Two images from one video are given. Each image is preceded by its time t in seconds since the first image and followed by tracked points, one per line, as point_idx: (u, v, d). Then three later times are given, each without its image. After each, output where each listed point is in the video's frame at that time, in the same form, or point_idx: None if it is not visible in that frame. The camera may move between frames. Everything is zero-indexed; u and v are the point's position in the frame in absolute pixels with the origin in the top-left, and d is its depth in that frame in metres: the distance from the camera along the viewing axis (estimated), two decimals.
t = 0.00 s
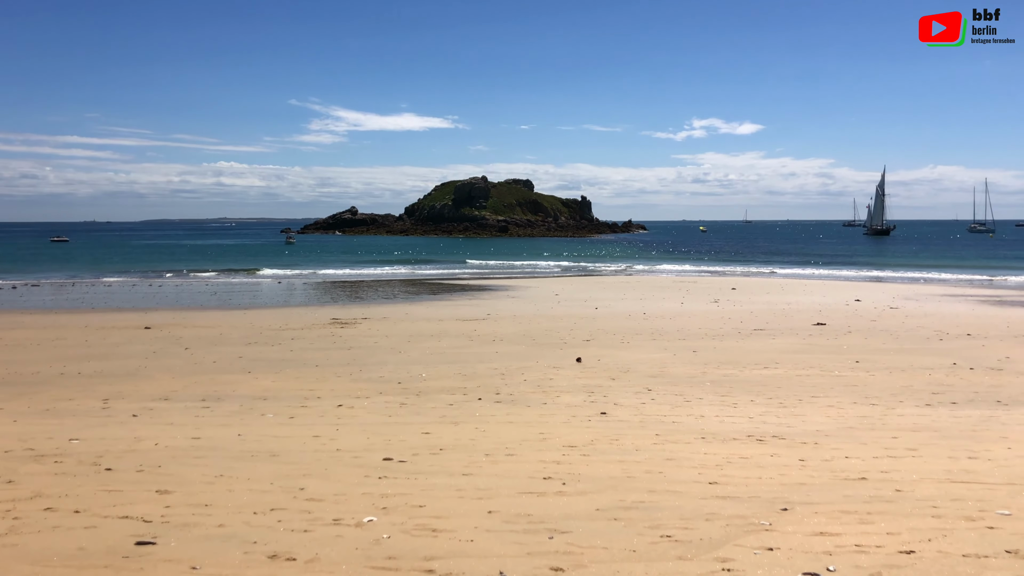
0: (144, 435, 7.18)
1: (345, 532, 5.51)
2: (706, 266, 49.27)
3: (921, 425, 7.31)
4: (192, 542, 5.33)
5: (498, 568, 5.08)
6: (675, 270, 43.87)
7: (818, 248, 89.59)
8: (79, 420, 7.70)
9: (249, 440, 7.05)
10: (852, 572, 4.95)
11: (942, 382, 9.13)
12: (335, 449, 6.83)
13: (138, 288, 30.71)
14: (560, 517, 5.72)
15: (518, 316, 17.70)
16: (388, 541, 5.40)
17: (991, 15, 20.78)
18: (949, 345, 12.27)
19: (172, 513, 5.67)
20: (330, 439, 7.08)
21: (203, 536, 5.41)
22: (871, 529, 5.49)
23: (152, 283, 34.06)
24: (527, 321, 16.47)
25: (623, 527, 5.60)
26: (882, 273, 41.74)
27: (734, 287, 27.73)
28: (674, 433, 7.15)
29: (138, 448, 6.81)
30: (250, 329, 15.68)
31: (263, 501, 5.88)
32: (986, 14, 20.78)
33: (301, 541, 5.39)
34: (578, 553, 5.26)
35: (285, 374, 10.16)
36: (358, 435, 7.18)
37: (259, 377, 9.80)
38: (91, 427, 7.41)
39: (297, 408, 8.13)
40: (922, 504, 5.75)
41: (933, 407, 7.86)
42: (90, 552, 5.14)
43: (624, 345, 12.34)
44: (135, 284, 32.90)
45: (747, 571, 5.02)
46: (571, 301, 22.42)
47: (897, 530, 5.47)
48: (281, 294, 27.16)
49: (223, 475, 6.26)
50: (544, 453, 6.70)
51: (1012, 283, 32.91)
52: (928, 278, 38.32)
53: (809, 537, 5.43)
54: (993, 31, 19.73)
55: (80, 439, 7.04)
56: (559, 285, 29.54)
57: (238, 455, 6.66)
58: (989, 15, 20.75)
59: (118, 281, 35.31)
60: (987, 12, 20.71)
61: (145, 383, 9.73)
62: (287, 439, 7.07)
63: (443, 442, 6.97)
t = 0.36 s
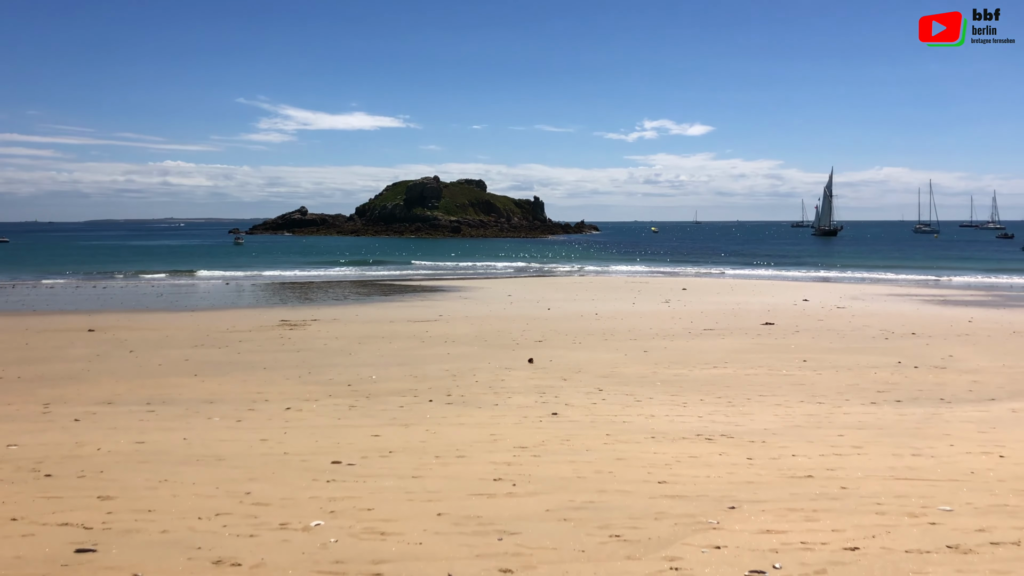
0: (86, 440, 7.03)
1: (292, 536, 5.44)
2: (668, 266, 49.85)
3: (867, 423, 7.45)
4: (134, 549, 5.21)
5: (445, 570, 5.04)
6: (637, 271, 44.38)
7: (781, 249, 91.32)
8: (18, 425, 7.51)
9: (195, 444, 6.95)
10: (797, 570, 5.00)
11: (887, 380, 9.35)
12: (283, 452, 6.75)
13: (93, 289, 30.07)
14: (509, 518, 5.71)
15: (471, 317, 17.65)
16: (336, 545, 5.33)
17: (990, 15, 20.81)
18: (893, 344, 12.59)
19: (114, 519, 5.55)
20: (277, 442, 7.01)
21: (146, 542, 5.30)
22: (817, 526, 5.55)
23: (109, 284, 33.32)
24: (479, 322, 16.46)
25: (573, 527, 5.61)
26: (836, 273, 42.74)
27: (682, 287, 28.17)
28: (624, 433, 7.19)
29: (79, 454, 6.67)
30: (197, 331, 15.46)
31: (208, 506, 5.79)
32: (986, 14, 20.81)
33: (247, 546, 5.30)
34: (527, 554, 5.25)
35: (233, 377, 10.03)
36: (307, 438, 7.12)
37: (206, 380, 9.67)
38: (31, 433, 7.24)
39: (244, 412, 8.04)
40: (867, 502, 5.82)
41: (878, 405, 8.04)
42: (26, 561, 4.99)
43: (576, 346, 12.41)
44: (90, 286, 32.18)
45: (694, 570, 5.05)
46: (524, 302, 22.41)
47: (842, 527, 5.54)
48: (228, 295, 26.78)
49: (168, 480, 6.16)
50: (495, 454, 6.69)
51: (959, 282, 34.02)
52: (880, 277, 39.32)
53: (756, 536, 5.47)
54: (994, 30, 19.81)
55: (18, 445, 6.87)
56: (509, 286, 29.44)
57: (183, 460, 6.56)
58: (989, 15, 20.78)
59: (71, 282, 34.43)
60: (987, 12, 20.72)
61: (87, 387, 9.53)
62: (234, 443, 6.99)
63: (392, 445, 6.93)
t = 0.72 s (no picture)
0: (24, 446, 6.88)
1: (236, 541, 5.36)
2: (632, 266, 50.17)
3: (813, 421, 7.57)
4: (72, 556, 5.09)
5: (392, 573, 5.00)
6: (600, 272, 44.66)
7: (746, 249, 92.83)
8: None
9: (138, 449, 6.84)
10: (742, 568, 5.04)
11: (833, 378, 9.54)
12: (228, 456, 6.67)
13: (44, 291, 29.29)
14: (458, 520, 5.68)
15: (422, 318, 17.52)
16: (282, 550, 5.26)
17: (991, 15, 19.95)
18: (840, 342, 12.85)
19: (52, 527, 5.42)
20: (223, 446, 6.91)
21: (85, 549, 5.17)
22: (763, 524, 5.60)
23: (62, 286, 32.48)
24: (430, 323, 16.37)
25: (521, 528, 5.60)
26: (793, 273, 43.52)
27: (632, 287, 28.41)
28: (574, 433, 7.21)
29: (16, 460, 6.52)
30: (139, 334, 15.19)
31: (151, 512, 5.69)
32: (986, 13, 19.97)
33: (190, 552, 5.20)
34: (475, 556, 5.23)
35: (178, 380, 9.86)
36: (253, 441, 7.03)
37: (150, 384, 9.50)
38: None
39: (189, 415, 7.92)
40: (812, 499, 5.89)
41: (825, 403, 8.20)
42: None
43: (527, 346, 12.44)
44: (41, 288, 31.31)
45: (641, 569, 5.06)
46: (475, 302, 22.32)
47: (788, 525, 5.60)
48: (174, 297, 26.32)
49: (109, 486, 6.05)
50: (444, 456, 6.66)
51: (910, 282, 34.93)
52: (835, 276, 40.14)
53: (703, 534, 5.51)
54: (993, 31, 19.03)
55: None
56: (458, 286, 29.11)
57: (125, 465, 6.45)
58: (989, 15, 19.93)
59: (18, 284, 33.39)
60: (987, 12, 19.89)
61: (25, 391, 9.30)
62: (179, 447, 6.89)
63: (340, 447, 6.87)
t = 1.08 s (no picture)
0: None
1: (177, 548, 5.25)
2: (596, 267, 50.52)
3: (759, 420, 7.70)
4: (4, 566, 4.93)
5: None
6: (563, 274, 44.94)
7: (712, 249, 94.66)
8: None
9: (76, 455, 6.69)
10: (687, 567, 5.06)
11: (779, 378, 9.79)
12: (170, 461, 6.57)
13: None
14: (404, 524, 5.64)
15: (371, 320, 17.43)
16: (224, 556, 5.17)
17: (991, 15, 19.98)
18: (786, 341, 13.16)
19: None
20: (165, 451, 6.81)
21: (18, 559, 5.02)
22: (708, 523, 5.64)
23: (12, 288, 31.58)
24: (379, 324, 16.34)
25: (468, 531, 5.57)
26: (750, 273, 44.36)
27: (583, 288, 28.71)
28: (522, 434, 7.24)
29: None
30: (79, 337, 14.87)
31: (89, 519, 5.56)
32: (986, 13, 19.98)
33: (128, 560, 5.08)
34: (421, 559, 5.18)
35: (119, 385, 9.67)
36: (197, 446, 6.92)
37: (91, 388, 9.30)
38: None
39: (130, 420, 7.79)
40: (757, 497, 5.95)
41: (771, 403, 8.37)
42: None
43: (477, 348, 12.49)
44: None
45: (587, 570, 5.05)
46: (424, 303, 22.34)
47: (733, 524, 5.64)
48: (117, 299, 25.82)
49: (45, 494, 5.90)
50: (392, 459, 6.62)
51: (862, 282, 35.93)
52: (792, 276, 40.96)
53: (649, 534, 5.53)
54: (993, 31, 19.06)
55: None
56: (408, 287, 29.01)
57: (63, 472, 6.31)
58: (989, 15, 19.95)
59: None
60: (987, 12, 19.90)
61: None
62: (119, 453, 6.76)
63: (286, 451, 6.81)
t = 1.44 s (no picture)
0: None
1: (114, 556, 5.13)
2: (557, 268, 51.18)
3: (705, 420, 7.84)
4: None
5: None
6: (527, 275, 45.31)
7: (672, 250, 96.91)
8: None
9: (11, 463, 6.53)
10: (632, 567, 5.07)
11: (724, 378, 10.08)
12: (109, 468, 6.45)
13: None
14: (349, 528, 5.58)
15: (316, 322, 17.38)
16: (163, 563, 5.06)
17: (990, 15, 20.31)
18: (731, 342, 13.46)
19: None
20: (103, 457, 6.69)
21: None
22: (653, 523, 5.66)
23: None
24: (327, 326, 16.32)
25: (413, 534, 5.53)
26: (707, 275, 45.26)
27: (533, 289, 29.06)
28: (470, 437, 7.26)
29: None
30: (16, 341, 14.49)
31: (22, 528, 5.41)
32: (986, 13, 20.32)
33: (63, 569, 4.95)
34: (364, 564, 5.12)
35: (56, 390, 9.46)
36: (137, 452, 6.82)
37: (28, 394, 9.10)
38: None
39: (69, 426, 7.65)
40: (702, 497, 6.00)
41: (715, 403, 8.56)
42: None
43: (425, 350, 12.57)
44: None
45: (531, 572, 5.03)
46: (373, 305, 22.36)
47: (677, 523, 5.67)
48: (56, 302, 25.26)
49: None
50: (337, 463, 6.58)
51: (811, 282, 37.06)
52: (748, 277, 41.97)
53: (594, 534, 5.54)
54: (993, 31, 19.36)
55: None
56: (356, 290, 28.87)
57: None
58: (989, 15, 20.28)
59: None
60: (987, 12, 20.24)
61: None
62: (56, 460, 6.62)
63: (230, 456, 6.73)
